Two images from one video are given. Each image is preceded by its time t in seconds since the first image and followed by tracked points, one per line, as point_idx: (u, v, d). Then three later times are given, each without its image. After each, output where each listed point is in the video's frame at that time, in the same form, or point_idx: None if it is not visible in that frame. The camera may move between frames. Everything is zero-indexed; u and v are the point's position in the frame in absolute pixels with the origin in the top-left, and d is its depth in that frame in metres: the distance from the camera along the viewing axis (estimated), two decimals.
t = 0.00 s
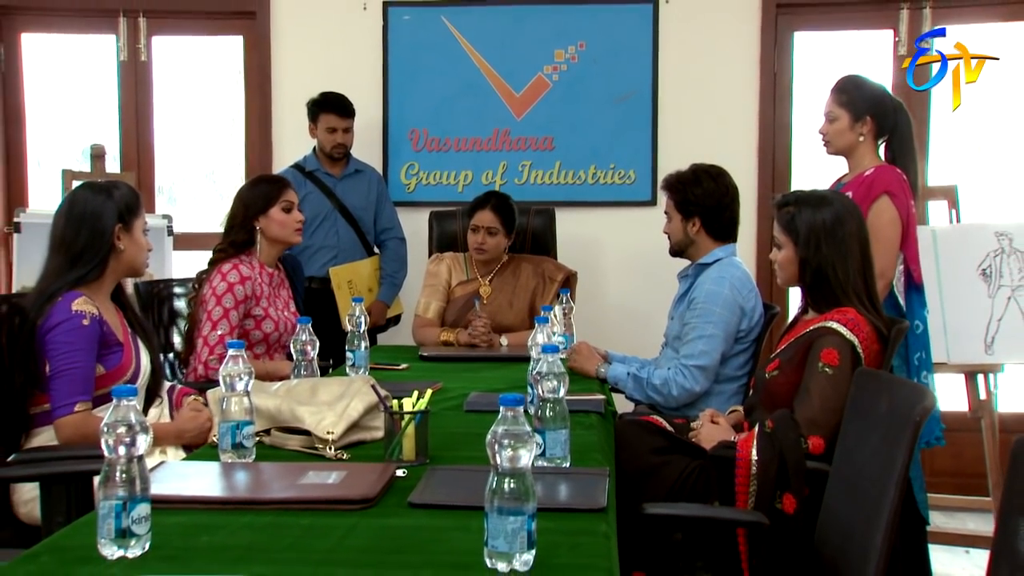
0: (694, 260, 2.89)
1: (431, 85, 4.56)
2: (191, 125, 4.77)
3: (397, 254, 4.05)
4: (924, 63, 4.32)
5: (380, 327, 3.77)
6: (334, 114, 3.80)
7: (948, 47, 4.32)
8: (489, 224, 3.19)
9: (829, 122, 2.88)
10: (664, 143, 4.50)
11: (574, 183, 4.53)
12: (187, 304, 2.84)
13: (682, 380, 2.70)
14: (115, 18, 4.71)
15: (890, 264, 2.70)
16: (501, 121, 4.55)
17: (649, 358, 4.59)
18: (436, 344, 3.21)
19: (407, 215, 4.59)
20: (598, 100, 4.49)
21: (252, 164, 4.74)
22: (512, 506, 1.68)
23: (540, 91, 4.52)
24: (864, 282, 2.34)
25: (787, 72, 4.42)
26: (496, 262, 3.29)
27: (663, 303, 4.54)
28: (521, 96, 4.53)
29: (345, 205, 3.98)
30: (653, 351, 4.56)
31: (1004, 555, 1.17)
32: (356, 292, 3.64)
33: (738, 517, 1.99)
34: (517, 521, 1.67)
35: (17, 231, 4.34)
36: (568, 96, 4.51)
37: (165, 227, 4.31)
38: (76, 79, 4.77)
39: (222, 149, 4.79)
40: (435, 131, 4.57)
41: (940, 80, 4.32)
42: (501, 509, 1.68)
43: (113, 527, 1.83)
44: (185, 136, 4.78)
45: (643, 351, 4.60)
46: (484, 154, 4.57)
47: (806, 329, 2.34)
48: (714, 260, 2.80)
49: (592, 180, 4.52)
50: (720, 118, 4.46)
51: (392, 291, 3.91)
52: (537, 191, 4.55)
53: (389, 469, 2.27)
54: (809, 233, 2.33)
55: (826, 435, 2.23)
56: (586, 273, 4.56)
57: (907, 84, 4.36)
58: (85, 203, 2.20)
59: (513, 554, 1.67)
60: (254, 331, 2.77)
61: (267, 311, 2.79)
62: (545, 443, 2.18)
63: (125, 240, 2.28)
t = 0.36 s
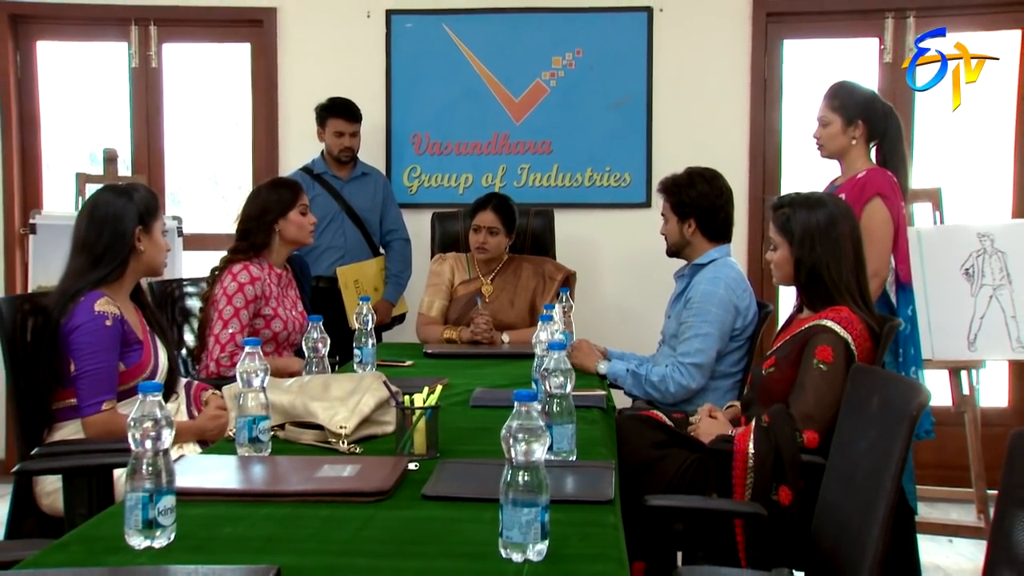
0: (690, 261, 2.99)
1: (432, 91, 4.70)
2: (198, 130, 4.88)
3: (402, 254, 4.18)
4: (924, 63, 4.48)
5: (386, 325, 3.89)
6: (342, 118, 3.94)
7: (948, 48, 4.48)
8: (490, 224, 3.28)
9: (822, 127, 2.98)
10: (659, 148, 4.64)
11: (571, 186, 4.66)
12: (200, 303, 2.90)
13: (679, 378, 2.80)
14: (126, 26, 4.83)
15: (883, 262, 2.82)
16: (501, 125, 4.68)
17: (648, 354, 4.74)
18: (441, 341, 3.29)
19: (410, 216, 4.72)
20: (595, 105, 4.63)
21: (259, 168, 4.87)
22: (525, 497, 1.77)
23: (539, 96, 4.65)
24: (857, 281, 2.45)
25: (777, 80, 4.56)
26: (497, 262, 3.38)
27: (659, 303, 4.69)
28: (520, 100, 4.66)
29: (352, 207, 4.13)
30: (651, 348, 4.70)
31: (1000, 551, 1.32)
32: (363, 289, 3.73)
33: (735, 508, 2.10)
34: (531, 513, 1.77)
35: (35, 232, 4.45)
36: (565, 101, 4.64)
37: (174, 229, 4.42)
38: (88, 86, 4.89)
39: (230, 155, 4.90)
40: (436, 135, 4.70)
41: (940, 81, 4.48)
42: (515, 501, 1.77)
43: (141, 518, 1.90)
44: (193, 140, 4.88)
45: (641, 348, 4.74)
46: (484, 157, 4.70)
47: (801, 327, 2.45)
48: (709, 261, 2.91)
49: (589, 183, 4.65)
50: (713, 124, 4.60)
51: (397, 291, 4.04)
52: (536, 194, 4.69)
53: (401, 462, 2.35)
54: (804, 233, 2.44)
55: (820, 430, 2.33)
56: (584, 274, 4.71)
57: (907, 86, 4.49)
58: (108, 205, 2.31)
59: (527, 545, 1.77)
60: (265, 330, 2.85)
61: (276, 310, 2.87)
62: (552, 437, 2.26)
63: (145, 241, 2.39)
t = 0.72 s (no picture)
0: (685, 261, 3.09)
1: (434, 97, 4.85)
2: (207, 134, 5.06)
3: (406, 255, 4.32)
4: (924, 62, 4.67)
5: (391, 324, 4.06)
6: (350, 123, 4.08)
7: (948, 48, 4.66)
8: (492, 225, 3.38)
9: (814, 131, 3.10)
10: (654, 153, 4.80)
11: (570, 188, 4.81)
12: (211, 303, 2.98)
13: (677, 374, 2.89)
14: (138, 33, 5.00)
15: (874, 262, 2.93)
16: (501, 129, 4.83)
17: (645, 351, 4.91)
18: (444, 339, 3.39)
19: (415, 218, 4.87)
20: (592, 111, 4.78)
21: (266, 171, 5.02)
22: (539, 490, 1.85)
23: (537, 101, 4.80)
24: (851, 279, 2.56)
25: (768, 84, 4.74)
26: (499, 262, 3.49)
27: (654, 302, 4.86)
28: (520, 105, 4.82)
29: (359, 210, 4.25)
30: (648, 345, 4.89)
31: (997, 544, 1.35)
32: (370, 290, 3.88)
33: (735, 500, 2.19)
34: (544, 506, 1.86)
35: (49, 233, 4.57)
36: (563, 106, 4.80)
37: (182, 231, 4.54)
38: (99, 92, 5.06)
39: (237, 159, 5.07)
40: (437, 139, 4.85)
41: (941, 80, 4.67)
42: (529, 493, 1.85)
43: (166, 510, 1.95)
44: (202, 144, 5.07)
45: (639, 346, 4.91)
46: (484, 160, 4.84)
47: (798, 325, 2.55)
48: (704, 261, 3.00)
49: (586, 185, 4.81)
50: (707, 129, 4.77)
51: (403, 289, 4.16)
52: (534, 196, 4.84)
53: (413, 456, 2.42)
54: (799, 235, 2.54)
55: (816, 425, 2.42)
56: (581, 274, 4.86)
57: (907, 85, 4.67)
58: (129, 206, 2.43)
59: (541, 536, 1.86)
60: (274, 328, 2.94)
61: (285, 309, 2.95)
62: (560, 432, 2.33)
63: (165, 242, 2.51)
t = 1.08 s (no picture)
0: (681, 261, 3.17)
1: (435, 102, 4.99)
2: (216, 139, 5.19)
3: (409, 256, 4.51)
4: (924, 63, 4.80)
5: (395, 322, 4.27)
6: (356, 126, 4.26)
7: (948, 48, 4.79)
8: (493, 226, 3.48)
9: (806, 135, 3.21)
10: (648, 158, 4.94)
11: (568, 191, 4.96)
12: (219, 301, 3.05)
13: (673, 372, 2.97)
14: (147, 41, 5.14)
15: (861, 262, 3.04)
16: (500, 134, 4.98)
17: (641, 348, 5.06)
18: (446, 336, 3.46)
19: (417, 219, 5.03)
20: (588, 117, 4.93)
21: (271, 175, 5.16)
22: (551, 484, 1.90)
23: (536, 105, 4.95)
24: (844, 279, 2.68)
25: (758, 90, 4.88)
26: (501, 263, 3.60)
27: (649, 301, 5.01)
28: (518, 110, 4.96)
29: (363, 211, 4.42)
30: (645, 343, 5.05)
31: (991, 540, 1.45)
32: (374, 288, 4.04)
33: (734, 493, 2.28)
34: (556, 498, 1.89)
35: (61, 234, 4.71)
36: (560, 111, 4.94)
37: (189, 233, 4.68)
38: (109, 99, 5.21)
39: (242, 162, 5.21)
40: (438, 142, 4.99)
41: (941, 80, 4.80)
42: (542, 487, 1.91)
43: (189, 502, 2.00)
44: (210, 148, 5.20)
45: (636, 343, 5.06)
46: (483, 163, 4.99)
47: (792, 323, 2.66)
48: (699, 261, 3.09)
49: (582, 188, 4.95)
50: (699, 133, 4.92)
51: (406, 289, 4.44)
52: (531, 198, 4.98)
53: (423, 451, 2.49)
54: (793, 236, 2.65)
55: (810, 420, 2.53)
56: (577, 274, 5.01)
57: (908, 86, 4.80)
58: (146, 209, 2.51)
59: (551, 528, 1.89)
60: (278, 327, 2.99)
61: (292, 309, 3.02)
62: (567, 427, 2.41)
63: (181, 243, 2.61)
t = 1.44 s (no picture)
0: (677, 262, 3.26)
1: (434, 107, 5.09)
2: (223, 141, 5.32)
3: (411, 258, 4.65)
4: (925, 62, 4.92)
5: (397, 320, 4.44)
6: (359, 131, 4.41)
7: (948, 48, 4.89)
8: (492, 228, 3.59)
9: (800, 139, 3.31)
10: (641, 161, 5.06)
11: (565, 194, 5.07)
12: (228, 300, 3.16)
13: (670, 369, 3.06)
14: (154, 47, 5.26)
15: (851, 263, 3.15)
16: (498, 138, 5.09)
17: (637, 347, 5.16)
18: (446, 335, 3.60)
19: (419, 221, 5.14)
20: (584, 121, 5.05)
21: (275, 178, 5.27)
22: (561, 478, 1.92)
23: (532, 111, 5.06)
24: (837, 278, 2.79)
25: (748, 95, 4.99)
26: (500, 263, 3.71)
27: (644, 300, 5.11)
28: (515, 114, 5.08)
29: (365, 213, 4.56)
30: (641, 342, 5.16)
31: (985, 538, 1.54)
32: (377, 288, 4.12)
33: (730, 487, 2.33)
34: (565, 492, 1.90)
35: (71, 235, 4.97)
36: (556, 116, 5.06)
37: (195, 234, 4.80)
38: (116, 103, 5.33)
39: (248, 165, 5.33)
40: (437, 146, 5.10)
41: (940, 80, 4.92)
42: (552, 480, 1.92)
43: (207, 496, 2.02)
44: (218, 149, 5.33)
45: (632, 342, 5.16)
46: (481, 167, 5.11)
47: (787, 321, 2.76)
48: (695, 262, 3.18)
49: (578, 191, 5.07)
50: (692, 137, 5.03)
51: (408, 289, 4.57)
52: (527, 200, 5.08)
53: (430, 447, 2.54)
54: (786, 238, 2.74)
55: (805, 416, 2.61)
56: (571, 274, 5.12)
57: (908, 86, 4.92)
58: (161, 211, 2.58)
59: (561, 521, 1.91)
60: (285, 326, 3.05)
61: (299, 309, 3.09)
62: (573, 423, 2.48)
63: (194, 244, 2.68)
